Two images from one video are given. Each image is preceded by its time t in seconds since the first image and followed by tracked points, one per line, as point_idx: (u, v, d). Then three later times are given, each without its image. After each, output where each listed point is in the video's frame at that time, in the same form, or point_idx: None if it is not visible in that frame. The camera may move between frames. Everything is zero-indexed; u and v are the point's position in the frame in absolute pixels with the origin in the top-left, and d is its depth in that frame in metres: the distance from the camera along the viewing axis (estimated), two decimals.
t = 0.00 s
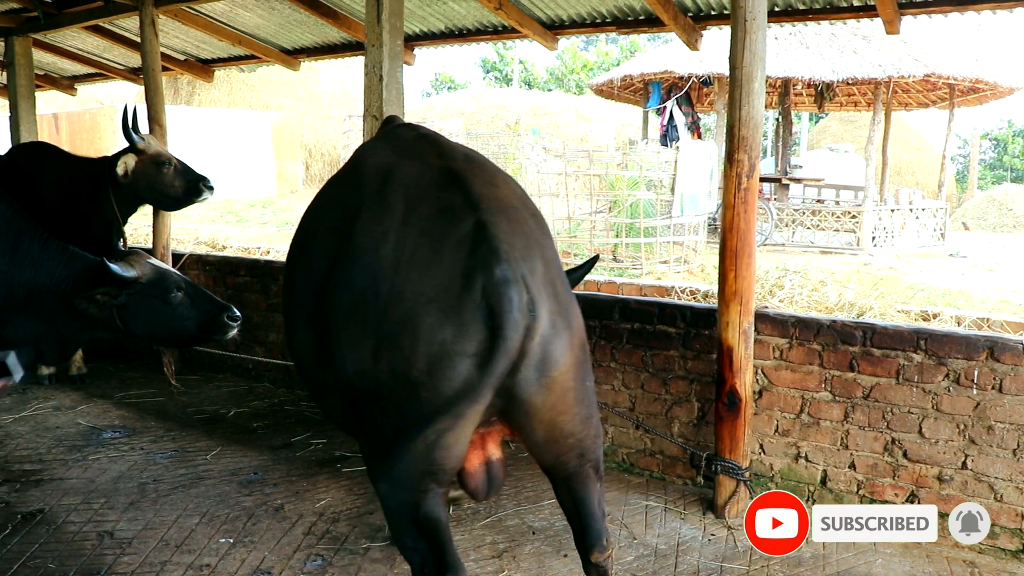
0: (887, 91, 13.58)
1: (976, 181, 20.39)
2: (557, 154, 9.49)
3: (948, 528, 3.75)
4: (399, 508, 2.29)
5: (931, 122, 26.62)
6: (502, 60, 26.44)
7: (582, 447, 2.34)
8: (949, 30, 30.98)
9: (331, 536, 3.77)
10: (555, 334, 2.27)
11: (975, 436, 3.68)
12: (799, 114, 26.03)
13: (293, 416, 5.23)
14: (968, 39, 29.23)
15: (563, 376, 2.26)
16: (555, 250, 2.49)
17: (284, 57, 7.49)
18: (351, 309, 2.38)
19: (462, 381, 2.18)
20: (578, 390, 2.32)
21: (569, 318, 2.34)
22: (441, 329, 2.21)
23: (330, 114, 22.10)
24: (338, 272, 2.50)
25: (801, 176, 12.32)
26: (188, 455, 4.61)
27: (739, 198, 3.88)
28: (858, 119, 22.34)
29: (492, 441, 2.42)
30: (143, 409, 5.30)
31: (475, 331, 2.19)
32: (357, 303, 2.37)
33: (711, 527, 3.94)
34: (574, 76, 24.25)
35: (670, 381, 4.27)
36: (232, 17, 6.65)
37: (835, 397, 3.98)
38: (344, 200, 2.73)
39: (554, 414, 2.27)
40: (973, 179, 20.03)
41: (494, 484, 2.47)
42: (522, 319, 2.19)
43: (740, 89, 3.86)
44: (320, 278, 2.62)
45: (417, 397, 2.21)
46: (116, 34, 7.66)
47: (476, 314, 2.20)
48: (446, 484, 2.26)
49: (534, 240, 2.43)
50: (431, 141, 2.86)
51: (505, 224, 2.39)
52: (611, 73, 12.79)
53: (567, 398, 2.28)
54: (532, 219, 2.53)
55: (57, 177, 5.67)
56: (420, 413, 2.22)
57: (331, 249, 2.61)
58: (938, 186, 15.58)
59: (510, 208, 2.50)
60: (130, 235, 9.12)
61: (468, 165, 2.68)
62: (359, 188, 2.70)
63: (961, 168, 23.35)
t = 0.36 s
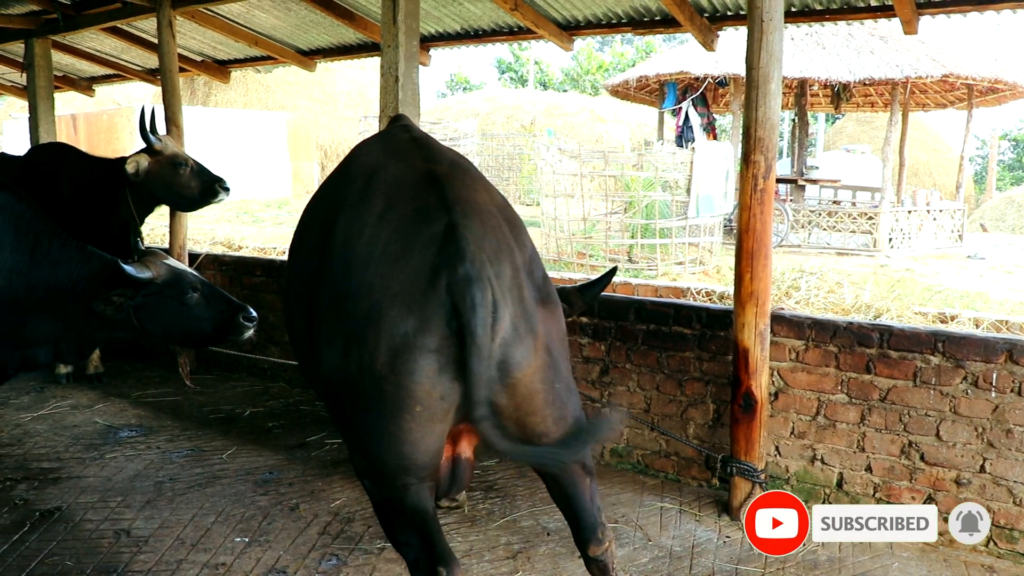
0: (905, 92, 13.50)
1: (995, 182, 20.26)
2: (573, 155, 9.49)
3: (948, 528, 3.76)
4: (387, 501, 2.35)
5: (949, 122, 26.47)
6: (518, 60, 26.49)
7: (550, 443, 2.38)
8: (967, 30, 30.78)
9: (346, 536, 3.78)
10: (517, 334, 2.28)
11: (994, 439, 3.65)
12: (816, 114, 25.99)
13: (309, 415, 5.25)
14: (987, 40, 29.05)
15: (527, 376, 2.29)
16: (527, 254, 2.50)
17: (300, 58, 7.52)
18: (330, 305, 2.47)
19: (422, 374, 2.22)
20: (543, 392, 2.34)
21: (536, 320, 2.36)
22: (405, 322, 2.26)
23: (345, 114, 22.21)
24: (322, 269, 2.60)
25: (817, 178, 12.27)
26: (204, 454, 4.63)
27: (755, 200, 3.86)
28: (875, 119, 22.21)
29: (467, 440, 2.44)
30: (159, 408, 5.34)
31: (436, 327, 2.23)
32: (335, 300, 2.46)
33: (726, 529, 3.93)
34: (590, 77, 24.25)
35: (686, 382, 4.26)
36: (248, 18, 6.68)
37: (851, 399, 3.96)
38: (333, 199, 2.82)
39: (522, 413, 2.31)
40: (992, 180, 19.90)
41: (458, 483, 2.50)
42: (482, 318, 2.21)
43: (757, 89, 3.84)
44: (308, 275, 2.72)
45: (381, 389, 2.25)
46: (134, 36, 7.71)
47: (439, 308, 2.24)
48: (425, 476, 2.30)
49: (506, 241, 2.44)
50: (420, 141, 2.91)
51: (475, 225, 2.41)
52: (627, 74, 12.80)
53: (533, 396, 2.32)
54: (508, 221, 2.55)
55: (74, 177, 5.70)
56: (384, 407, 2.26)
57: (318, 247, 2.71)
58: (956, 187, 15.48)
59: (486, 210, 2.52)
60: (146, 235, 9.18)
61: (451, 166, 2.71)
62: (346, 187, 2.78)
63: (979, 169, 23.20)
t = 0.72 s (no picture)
0: (926, 92, 13.40)
1: (1018, 184, 20.07)
2: (590, 155, 9.46)
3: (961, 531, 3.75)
4: (389, 492, 2.34)
5: (972, 123, 26.25)
6: (537, 61, 26.48)
7: (526, 424, 2.31)
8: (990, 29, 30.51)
9: (363, 535, 3.79)
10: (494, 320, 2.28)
11: (1016, 443, 3.62)
12: (835, 115, 25.86)
13: (327, 415, 5.27)
14: (1011, 40, 28.77)
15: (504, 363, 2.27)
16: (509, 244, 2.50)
17: (319, 59, 7.56)
18: (323, 300, 2.51)
19: (405, 362, 2.22)
20: (523, 380, 2.31)
21: (517, 308, 2.35)
22: (386, 310, 2.27)
23: (364, 115, 22.70)
24: (316, 267, 2.64)
25: (837, 179, 12.21)
26: (223, 454, 4.65)
27: (774, 202, 3.85)
28: (896, 120, 22.03)
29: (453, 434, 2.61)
30: (179, 407, 5.37)
31: (415, 313, 2.24)
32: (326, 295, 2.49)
33: (744, 531, 3.91)
34: (608, 78, 24.21)
35: (704, 384, 4.25)
36: (268, 20, 6.72)
37: (871, 402, 3.94)
38: (326, 201, 2.86)
39: (496, 402, 2.27)
40: (1015, 181, 19.72)
41: (463, 474, 2.76)
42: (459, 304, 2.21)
43: (776, 90, 3.82)
44: (305, 274, 2.76)
45: (368, 379, 2.26)
46: (155, 37, 7.78)
47: (418, 294, 2.25)
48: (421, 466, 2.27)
49: (485, 233, 2.46)
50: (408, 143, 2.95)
51: (452, 216, 2.43)
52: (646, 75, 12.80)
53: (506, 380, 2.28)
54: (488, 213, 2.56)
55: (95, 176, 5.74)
56: (373, 397, 2.27)
57: (313, 247, 2.75)
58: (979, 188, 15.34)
59: (468, 205, 2.53)
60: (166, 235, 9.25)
61: (437, 166, 2.74)
62: (336, 189, 2.82)
63: (1003, 170, 22.99)
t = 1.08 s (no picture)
0: (950, 92, 13.27)
1: None
2: (611, 156, 9.44)
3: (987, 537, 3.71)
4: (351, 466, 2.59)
5: (997, 123, 25.96)
6: (558, 62, 26.46)
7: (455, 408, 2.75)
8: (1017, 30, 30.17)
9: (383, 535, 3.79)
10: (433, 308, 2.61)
11: None
12: (857, 117, 25.73)
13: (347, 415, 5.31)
14: None
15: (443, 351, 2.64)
16: (457, 242, 2.83)
17: (340, 59, 7.59)
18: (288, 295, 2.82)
19: (352, 341, 2.51)
20: (455, 368, 2.70)
21: (455, 299, 2.70)
22: (336, 297, 2.59)
23: (385, 116, 22.62)
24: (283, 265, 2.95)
25: (858, 180, 12.13)
26: (243, 453, 4.68)
27: (796, 202, 3.82)
28: (919, 121, 21.84)
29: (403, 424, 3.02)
30: (200, 405, 5.41)
31: (360, 298, 2.56)
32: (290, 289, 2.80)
33: (765, 534, 3.89)
34: (629, 78, 24.16)
35: (725, 385, 4.23)
36: (289, 21, 6.76)
37: (893, 405, 3.90)
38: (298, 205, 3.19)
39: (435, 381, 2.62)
40: None
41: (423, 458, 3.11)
42: (402, 292, 2.55)
43: (798, 91, 3.79)
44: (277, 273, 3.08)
45: (321, 359, 2.55)
46: (178, 39, 7.85)
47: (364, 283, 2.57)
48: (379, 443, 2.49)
49: (433, 230, 2.78)
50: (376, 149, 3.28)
51: (403, 216, 2.76)
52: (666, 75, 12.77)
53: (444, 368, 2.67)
54: (440, 213, 2.88)
55: (117, 176, 5.79)
56: (326, 376, 2.54)
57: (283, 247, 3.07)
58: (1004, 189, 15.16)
59: (418, 203, 2.87)
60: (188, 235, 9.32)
61: (401, 166, 3.08)
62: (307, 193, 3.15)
63: None
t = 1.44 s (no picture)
0: (974, 94, 13.15)
1: None
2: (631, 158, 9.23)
3: (1012, 543, 3.66)
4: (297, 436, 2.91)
5: None
6: (578, 63, 26.44)
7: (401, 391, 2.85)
8: None
9: (402, 536, 3.80)
10: (361, 297, 2.76)
11: None
12: (880, 119, 25.56)
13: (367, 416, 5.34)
14: None
15: (370, 335, 2.77)
16: (402, 233, 2.94)
17: (361, 61, 7.63)
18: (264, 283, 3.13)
19: (283, 328, 2.78)
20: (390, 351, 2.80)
21: (388, 288, 2.82)
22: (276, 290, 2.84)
23: (404, 117, 22.71)
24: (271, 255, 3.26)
25: (880, 182, 12.04)
26: (263, 453, 4.70)
27: (818, 204, 3.77)
28: (942, 122, 21.64)
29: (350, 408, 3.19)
30: (221, 405, 5.45)
31: (291, 289, 2.79)
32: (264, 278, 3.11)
33: (785, 538, 3.87)
34: (649, 79, 24.13)
35: (745, 388, 4.21)
36: (311, 23, 6.80)
37: (916, 408, 3.87)
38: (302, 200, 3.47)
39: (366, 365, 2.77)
40: None
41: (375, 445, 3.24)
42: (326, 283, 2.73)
43: (821, 92, 3.75)
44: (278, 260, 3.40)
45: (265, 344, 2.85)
46: (201, 41, 7.92)
47: (294, 277, 2.80)
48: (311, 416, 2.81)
49: (376, 223, 2.92)
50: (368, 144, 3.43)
51: (345, 211, 2.91)
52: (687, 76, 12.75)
53: (375, 352, 2.79)
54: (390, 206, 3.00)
55: (141, 177, 5.87)
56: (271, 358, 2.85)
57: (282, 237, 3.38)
58: None
59: (367, 196, 2.99)
60: (210, 236, 9.40)
61: (373, 159, 3.22)
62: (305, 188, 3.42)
63: None
